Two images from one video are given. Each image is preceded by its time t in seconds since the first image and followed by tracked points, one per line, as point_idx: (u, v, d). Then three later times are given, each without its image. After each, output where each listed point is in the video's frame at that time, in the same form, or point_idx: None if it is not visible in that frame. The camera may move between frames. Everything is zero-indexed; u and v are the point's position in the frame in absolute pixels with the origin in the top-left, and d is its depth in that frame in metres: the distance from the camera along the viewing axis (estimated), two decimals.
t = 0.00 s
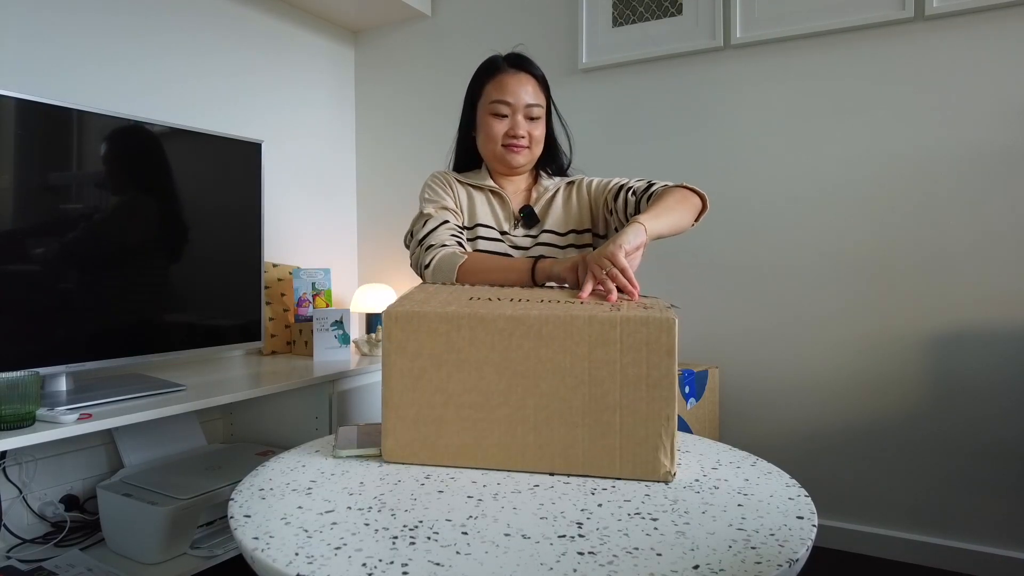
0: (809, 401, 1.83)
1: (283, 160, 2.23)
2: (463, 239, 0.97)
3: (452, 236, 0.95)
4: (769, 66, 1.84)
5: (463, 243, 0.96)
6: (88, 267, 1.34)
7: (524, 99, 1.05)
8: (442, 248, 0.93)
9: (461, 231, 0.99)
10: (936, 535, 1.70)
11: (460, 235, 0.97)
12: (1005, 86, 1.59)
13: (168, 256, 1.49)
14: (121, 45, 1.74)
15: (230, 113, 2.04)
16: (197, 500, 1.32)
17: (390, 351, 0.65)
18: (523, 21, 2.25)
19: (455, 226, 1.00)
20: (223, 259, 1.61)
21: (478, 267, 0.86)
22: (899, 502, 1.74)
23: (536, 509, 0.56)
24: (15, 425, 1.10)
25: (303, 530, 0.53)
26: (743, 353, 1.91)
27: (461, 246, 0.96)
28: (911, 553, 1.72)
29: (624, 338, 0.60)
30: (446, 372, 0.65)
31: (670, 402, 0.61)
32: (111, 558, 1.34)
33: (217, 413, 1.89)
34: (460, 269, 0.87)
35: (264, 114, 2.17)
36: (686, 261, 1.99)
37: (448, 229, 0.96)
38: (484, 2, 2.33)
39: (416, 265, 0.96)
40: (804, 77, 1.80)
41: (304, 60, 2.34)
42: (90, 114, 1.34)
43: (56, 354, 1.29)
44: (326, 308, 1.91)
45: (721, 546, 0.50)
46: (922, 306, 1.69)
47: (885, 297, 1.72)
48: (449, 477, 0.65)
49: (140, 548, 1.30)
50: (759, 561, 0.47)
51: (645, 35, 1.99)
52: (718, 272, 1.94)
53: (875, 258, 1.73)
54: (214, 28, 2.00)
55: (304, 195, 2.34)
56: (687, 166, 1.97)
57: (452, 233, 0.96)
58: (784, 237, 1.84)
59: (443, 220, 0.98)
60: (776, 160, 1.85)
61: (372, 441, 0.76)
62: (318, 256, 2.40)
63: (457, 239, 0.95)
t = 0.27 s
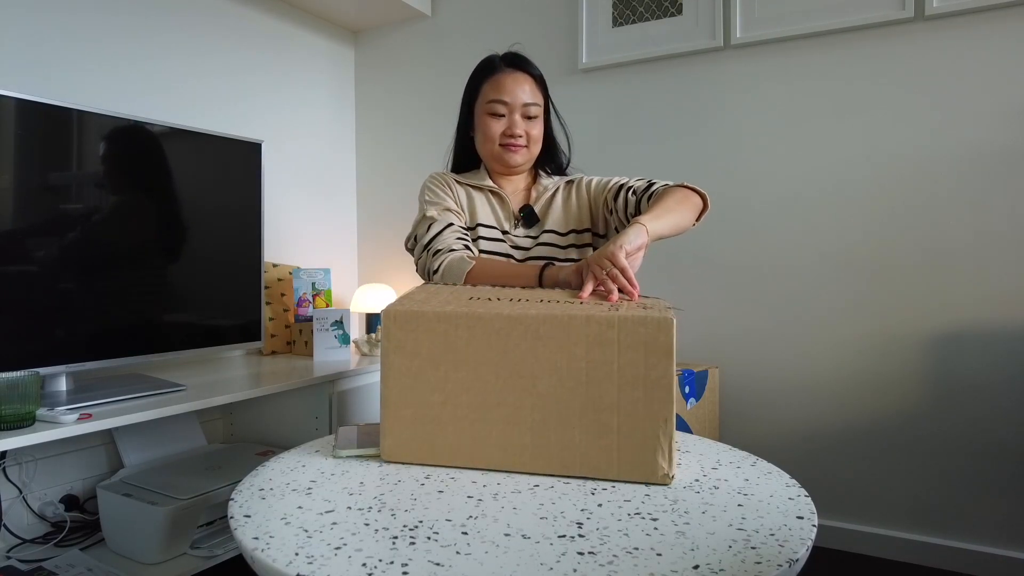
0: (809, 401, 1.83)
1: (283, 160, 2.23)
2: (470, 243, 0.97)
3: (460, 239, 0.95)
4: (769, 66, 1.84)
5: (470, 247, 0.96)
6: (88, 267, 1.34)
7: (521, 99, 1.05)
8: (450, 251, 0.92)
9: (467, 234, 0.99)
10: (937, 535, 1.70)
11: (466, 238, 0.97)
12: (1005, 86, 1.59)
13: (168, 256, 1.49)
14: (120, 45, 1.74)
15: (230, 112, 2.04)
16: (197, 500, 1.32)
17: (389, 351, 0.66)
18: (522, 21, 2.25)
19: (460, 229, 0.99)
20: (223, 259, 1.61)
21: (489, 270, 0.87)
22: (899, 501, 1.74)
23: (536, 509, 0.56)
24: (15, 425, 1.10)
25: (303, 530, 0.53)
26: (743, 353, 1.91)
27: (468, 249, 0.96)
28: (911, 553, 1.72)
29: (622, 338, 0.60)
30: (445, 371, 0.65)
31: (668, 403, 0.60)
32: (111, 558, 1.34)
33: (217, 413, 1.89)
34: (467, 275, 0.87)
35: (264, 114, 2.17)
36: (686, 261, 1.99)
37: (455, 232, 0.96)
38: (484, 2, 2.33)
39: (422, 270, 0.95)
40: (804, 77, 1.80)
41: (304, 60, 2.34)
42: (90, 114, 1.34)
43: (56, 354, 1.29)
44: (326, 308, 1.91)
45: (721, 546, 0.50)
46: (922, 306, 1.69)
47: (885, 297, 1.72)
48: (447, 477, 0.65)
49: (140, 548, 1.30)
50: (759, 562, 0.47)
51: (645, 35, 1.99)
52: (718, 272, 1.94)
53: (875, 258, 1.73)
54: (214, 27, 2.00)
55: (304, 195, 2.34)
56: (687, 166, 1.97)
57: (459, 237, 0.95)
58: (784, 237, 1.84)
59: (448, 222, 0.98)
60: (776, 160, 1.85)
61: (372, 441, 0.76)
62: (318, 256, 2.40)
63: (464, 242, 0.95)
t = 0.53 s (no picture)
0: (809, 401, 1.83)
1: (283, 159, 2.23)
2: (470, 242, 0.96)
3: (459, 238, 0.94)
4: (769, 66, 1.84)
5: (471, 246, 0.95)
6: (88, 267, 1.34)
7: (520, 99, 1.04)
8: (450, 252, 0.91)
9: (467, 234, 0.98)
10: (937, 535, 1.70)
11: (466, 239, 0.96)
12: (1005, 86, 1.59)
13: (168, 256, 1.49)
14: (120, 45, 1.74)
15: (230, 112, 2.04)
16: (197, 500, 1.32)
17: (390, 349, 0.66)
18: (522, 21, 2.25)
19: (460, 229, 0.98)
20: (223, 260, 1.61)
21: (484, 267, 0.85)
22: (899, 502, 1.74)
23: (536, 509, 0.56)
24: (15, 425, 1.10)
25: (303, 530, 0.53)
26: (743, 353, 1.91)
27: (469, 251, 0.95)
28: (911, 552, 1.72)
29: (621, 336, 0.60)
30: (445, 369, 0.65)
31: (668, 402, 0.60)
32: (110, 558, 1.34)
33: (217, 413, 1.89)
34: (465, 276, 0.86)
35: (264, 114, 2.17)
36: (686, 261, 1.99)
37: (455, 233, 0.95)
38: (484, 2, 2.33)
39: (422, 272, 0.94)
40: (804, 77, 1.80)
41: (304, 60, 2.34)
42: (90, 114, 1.34)
43: (56, 354, 1.30)
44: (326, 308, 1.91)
45: (721, 546, 0.50)
46: (923, 306, 1.69)
47: (885, 297, 1.72)
48: (447, 477, 0.65)
49: (139, 548, 1.30)
50: (759, 562, 0.47)
51: (645, 35, 1.99)
52: (718, 271, 1.94)
53: (875, 258, 1.73)
54: (214, 27, 2.00)
55: (304, 195, 2.34)
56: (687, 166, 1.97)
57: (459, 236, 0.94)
58: (784, 237, 1.84)
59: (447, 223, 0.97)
60: (777, 160, 1.85)
61: (372, 441, 0.76)
62: (318, 255, 2.40)
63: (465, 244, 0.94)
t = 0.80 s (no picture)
0: (809, 401, 1.83)
1: (283, 159, 2.23)
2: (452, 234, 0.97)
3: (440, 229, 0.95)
4: (769, 66, 1.84)
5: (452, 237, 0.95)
6: (87, 267, 1.34)
7: (520, 99, 1.03)
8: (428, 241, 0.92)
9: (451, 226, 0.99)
10: (937, 535, 1.70)
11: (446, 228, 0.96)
12: (1005, 86, 1.59)
13: (168, 256, 1.49)
14: (120, 45, 1.74)
15: (230, 113, 2.04)
16: (197, 500, 1.32)
17: (390, 349, 0.66)
18: (522, 21, 2.25)
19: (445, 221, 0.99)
20: (223, 260, 1.61)
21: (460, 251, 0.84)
22: (899, 501, 1.74)
23: (536, 509, 0.57)
24: (15, 425, 1.10)
25: (303, 530, 0.53)
26: (743, 353, 1.91)
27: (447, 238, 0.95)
28: (911, 552, 1.72)
29: (621, 337, 0.60)
30: (445, 369, 0.65)
31: (669, 402, 0.60)
32: (110, 558, 1.34)
33: (217, 413, 1.89)
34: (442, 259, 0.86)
35: (264, 114, 2.17)
36: (686, 261, 1.98)
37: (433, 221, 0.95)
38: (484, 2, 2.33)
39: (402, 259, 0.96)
40: (804, 77, 1.80)
41: (304, 60, 2.34)
42: (90, 114, 1.34)
43: (56, 354, 1.30)
44: (326, 308, 1.91)
45: (720, 546, 0.50)
46: (923, 306, 1.69)
47: (885, 297, 1.72)
48: (447, 477, 0.65)
49: (140, 548, 1.30)
50: (759, 561, 0.47)
51: (645, 35, 1.99)
52: (718, 271, 1.94)
53: (875, 258, 1.73)
54: (214, 27, 2.00)
55: (305, 195, 2.34)
56: (687, 166, 1.97)
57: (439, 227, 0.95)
58: (784, 237, 1.84)
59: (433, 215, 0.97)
60: (777, 160, 1.85)
61: (372, 441, 0.76)
62: (318, 255, 2.40)
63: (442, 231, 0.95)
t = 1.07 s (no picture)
0: (809, 401, 1.83)
1: (283, 159, 2.23)
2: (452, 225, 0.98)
3: (440, 220, 0.95)
4: (769, 66, 1.84)
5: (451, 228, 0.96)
6: (87, 267, 1.34)
7: (526, 99, 1.05)
8: (426, 229, 0.92)
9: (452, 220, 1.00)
10: (937, 535, 1.70)
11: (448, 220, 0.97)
12: (1005, 86, 1.59)
13: (168, 256, 1.49)
14: (120, 45, 1.74)
15: (229, 112, 2.04)
16: (197, 500, 1.32)
17: (390, 350, 0.66)
18: (522, 20, 2.25)
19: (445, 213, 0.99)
20: (223, 259, 1.61)
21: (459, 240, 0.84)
22: (900, 501, 1.74)
23: (536, 509, 0.57)
24: (15, 425, 1.10)
25: (303, 530, 0.53)
26: (744, 353, 1.91)
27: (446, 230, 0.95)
28: (912, 552, 1.72)
29: (621, 337, 0.60)
30: (445, 370, 0.65)
31: (669, 402, 0.60)
32: (111, 558, 1.34)
33: (217, 413, 1.89)
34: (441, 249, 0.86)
35: (264, 113, 2.16)
36: (686, 261, 1.98)
37: (436, 213, 0.95)
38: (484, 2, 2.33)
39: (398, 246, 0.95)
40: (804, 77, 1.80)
41: (304, 60, 2.34)
42: (90, 114, 1.34)
43: (56, 354, 1.30)
44: (326, 308, 1.91)
45: (721, 546, 0.50)
46: (923, 306, 1.69)
47: (885, 296, 1.72)
48: (447, 477, 0.65)
49: (140, 548, 1.30)
50: (759, 561, 0.47)
51: (645, 35, 1.99)
52: (718, 271, 1.94)
53: (875, 258, 1.73)
54: (214, 27, 2.00)
55: (304, 195, 2.33)
56: (687, 166, 1.97)
57: (440, 217, 0.95)
58: (784, 237, 1.84)
59: (435, 206, 0.98)
60: (777, 160, 1.85)
61: (372, 441, 0.76)
62: (318, 255, 2.40)
63: (443, 223, 0.95)
